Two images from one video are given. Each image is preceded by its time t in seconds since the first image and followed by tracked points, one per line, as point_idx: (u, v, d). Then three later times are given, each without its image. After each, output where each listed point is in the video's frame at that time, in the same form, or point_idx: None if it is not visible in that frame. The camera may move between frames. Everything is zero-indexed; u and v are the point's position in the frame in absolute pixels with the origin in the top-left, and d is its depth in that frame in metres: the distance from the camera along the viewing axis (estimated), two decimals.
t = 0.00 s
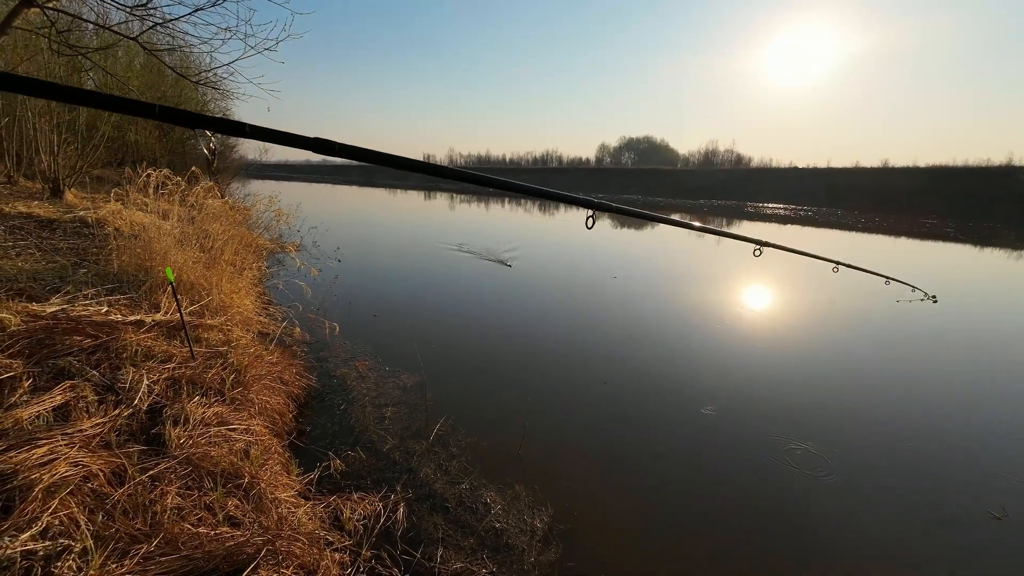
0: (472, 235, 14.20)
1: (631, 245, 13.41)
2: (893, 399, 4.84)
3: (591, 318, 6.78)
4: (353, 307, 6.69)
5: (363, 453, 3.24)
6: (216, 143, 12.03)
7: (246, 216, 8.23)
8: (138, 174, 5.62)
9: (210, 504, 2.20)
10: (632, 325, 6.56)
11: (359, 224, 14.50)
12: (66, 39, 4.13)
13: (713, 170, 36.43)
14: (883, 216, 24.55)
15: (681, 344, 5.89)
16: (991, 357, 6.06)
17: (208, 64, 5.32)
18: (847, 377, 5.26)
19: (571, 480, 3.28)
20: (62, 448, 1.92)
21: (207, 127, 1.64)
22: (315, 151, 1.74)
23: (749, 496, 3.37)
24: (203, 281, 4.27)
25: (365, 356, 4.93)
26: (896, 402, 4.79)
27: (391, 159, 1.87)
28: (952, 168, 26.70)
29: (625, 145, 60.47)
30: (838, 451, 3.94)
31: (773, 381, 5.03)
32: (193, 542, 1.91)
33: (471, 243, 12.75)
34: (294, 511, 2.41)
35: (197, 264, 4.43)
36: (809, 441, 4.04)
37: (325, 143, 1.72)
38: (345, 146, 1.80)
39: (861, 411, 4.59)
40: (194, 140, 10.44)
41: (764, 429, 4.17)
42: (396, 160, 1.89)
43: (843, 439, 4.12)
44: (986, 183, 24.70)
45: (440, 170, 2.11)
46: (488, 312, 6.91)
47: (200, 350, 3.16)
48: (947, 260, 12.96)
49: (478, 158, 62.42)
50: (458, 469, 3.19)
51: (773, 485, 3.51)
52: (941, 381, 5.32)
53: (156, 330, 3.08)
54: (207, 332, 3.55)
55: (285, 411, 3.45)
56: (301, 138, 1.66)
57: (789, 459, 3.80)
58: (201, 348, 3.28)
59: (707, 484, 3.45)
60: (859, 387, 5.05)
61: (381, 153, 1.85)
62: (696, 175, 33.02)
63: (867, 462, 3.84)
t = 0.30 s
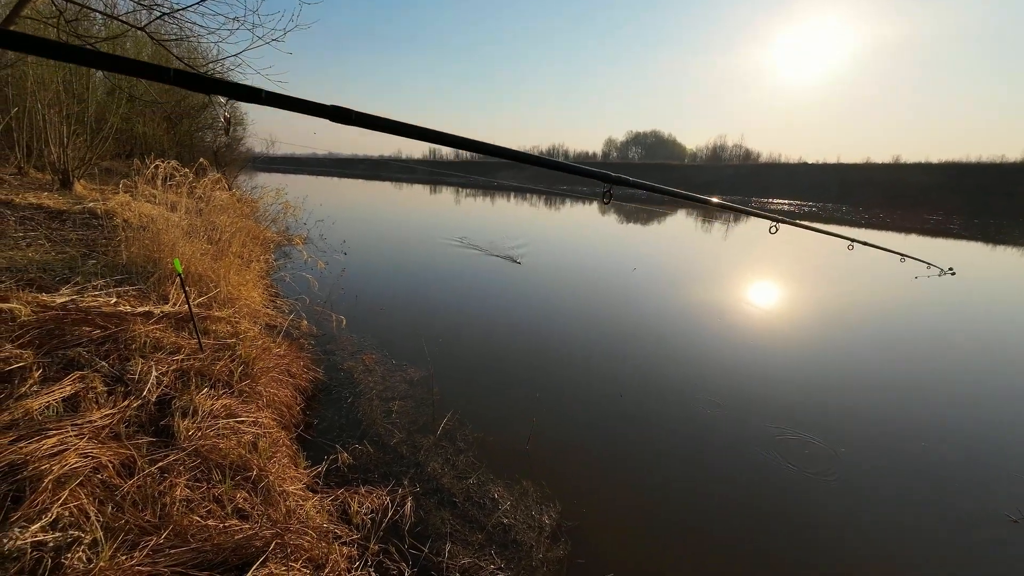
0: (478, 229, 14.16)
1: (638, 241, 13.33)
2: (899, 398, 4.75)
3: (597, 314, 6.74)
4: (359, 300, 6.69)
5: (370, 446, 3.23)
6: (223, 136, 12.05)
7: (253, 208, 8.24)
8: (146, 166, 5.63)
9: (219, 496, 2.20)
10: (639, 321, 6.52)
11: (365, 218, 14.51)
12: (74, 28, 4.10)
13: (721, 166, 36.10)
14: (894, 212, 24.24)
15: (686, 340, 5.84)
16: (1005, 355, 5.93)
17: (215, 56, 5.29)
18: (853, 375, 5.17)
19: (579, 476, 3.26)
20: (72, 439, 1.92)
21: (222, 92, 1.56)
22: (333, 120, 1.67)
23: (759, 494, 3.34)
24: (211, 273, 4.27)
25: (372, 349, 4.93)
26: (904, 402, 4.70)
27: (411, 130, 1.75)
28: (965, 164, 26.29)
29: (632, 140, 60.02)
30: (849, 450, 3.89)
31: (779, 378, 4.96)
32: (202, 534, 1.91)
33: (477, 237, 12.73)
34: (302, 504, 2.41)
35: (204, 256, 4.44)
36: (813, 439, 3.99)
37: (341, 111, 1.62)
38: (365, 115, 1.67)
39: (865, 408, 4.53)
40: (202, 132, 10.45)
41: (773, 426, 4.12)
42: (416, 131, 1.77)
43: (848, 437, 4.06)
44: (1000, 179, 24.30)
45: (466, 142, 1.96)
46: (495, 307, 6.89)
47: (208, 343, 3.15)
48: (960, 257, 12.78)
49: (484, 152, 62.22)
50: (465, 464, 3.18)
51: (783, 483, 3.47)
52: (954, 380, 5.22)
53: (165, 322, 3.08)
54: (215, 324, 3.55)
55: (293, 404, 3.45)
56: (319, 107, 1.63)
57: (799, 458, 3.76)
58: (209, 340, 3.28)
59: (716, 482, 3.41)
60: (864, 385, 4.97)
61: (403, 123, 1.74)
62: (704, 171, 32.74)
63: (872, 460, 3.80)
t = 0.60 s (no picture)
0: (483, 224, 14.14)
1: (644, 235, 13.25)
2: (911, 391, 4.72)
3: (604, 309, 6.71)
4: (366, 294, 6.69)
5: (380, 440, 3.24)
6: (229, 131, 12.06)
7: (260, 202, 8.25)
8: (154, 160, 5.63)
9: (232, 489, 2.20)
10: (646, 315, 6.49)
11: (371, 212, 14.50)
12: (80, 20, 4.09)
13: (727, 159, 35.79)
14: (903, 205, 23.95)
15: (693, 335, 5.80)
16: (1016, 349, 5.85)
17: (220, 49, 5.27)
18: (862, 370, 5.12)
19: (588, 470, 3.25)
20: (87, 431, 1.92)
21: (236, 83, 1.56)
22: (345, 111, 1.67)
23: (770, 488, 3.32)
24: (219, 267, 4.28)
25: (379, 343, 4.93)
26: (915, 396, 4.64)
27: (422, 122, 1.76)
28: (976, 156, 25.90)
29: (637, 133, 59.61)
30: (860, 444, 3.86)
31: (787, 372, 4.93)
32: (215, 527, 1.91)
33: (482, 232, 12.70)
34: (313, 497, 2.41)
35: (213, 250, 4.44)
36: (822, 432, 3.96)
37: (354, 101, 1.62)
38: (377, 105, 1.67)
39: (877, 402, 4.48)
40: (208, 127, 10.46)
41: (784, 420, 4.09)
42: (426, 122, 1.78)
43: (859, 431, 4.02)
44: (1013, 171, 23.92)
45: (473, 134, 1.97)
46: (501, 302, 6.87)
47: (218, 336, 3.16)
48: (971, 251, 12.61)
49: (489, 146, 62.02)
50: (474, 458, 3.17)
51: (795, 477, 3.45)
52: (965, 375, 5.14)
53: (175, 315, 3.08)
54: (224, 318, 3.55)
55: (302, 398, 3.46)
56: (331, 96, 1.61)
57: (810, 451, 3.73)
58: (219, 334, 3.28)
59: (726, 476, 3.40)
60: (874, 380, 4.91)
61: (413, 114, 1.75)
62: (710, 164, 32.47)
63: (884, 454, 3.76)
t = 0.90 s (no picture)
0: (484, 219, 14.12)
1: (646, 230, 13.21)
2: (916, 383, 4.70)
3: (607, 303, 6.69)
4: (368, 290, 6.69)
5: (384, 435, 3.24)
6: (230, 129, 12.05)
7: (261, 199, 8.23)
8: (155, 157, 5.61)
9: (237, 484, 2.20)
10: (650, 309, 6.47)
11: (372, 209, 14.48)
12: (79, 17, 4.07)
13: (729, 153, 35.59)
14: (907, 198, 23.79)
15: (697, 328, 5.78)
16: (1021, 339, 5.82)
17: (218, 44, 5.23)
18: (866, 362, 5.10)
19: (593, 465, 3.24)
20: (92, 427, 1.91)
21: (240, 93, 1.55)
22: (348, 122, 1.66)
23: (776, 480, 3.30)
24: (222, 264, 4.27)
25: (383, 338, 4.93)
26: (921, 387, 4.62)
27: (423, 134, 1.77)
28: (981, 147, 25.69)
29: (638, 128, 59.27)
30: (867, 436, 3.83)
31: (791, 364, 4.91)
32: (222, 522, 1.91)
33: (484, 228, 12.69)
34: (319, 492, 2.41)
35: (215, 246, 4.44)
36: (827, 424, 3.95)
37: (357, 111, 1.62)
38: (379, 117, 1.67)
39: (882, 394, 4.47)
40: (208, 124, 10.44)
41: (790, 412, 4.06)
42: (427, 134, 1.79)
43: (866, 423, 4.00)
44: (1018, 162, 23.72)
45: (474, 144, 1.98)
46: (504, 297, 6.86)
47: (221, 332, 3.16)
48: (976, 242, 12.53)
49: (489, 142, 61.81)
50: (479, 452, 3.17)
51: (801, 469, 3.43)
52: (971, 366, 5.12)
53: (179, 312, 3.08)
54: (227, 314, 3.55)
55: (307, 394, 3.46)
56: (330, 109, 1.60)
57: (818, 443, 3.71)
58: (222, 330, 3.28)
59: (733, 470, 3.38)
60: (879, 372, 4.89)
61: (415, 125, 1.76)
62: (712, 158, 32.29)
63: (890, 445, 3.75)
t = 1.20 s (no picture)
0: (483, 217, 14.09)
1: (645, 226, 13.21)
2: (914, 379, 4.70)
3: (606, 300, 6.69)
4: (367, 289, 6.68)
5: (383, 433, 3.24)
6: (228, 128, 12.01)
7: (259, 198, 8.21)
8: (152, 157, 5.60)
9: (236, 483, 2.21)
10: (649, 306, 6.46)
11: (371, 207, 14.45)
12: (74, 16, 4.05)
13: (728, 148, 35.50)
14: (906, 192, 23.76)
15: (696, 325, 5.78)
16: (1021, 334, 5.81)
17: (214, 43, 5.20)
18: (865, 357, 5.11)
19: (591, 461, 3.25)
20: (90, 428, 1.92)
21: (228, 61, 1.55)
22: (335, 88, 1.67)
23: (774, 476, 3.32)
24: (219, 264, 4.26)
25: (382, 337, 4.93)
26: (922, 383, 4.63)
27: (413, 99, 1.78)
28: (981, 141, 25.62)
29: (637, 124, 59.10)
30: (864, 432, 3.84)
31: (789, 359, 4.92)
32: (221, 521, 1.92)
33: (483, 226, 12.67)
34: (319, 490, 2.42)
35: (213, 246, 4.43)
36: (824, 419, 3.96)
37: (345, 78, 1.64)
38: (369, 83, 1.69)
39: (881, 388, 4.48)
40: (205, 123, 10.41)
41: (787, 408, 4.07)
42: (417, 99, 1.79)
43: (865, 418, 4.01)
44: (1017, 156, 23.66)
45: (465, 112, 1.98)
46: (503, 294, 6.85)
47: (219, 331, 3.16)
48: (975, 236, 12.50)
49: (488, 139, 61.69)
50: (478, 450, 3.18)
51: (799, 465, 3.44)
52: (970, 361, 5.12)
53: (177, 312, 3.07)
54: (225, 314, 3.55)
55: (306, 392, 3.46)
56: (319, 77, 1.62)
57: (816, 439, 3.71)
58: (220, 329, 3.28)
59: (731, 465, 3.39)
60: (878, 368, 4.90)
61: (404, 91, 1.77)
62: (711, 154, 32.24)
63: (889, 440, 3.76)
